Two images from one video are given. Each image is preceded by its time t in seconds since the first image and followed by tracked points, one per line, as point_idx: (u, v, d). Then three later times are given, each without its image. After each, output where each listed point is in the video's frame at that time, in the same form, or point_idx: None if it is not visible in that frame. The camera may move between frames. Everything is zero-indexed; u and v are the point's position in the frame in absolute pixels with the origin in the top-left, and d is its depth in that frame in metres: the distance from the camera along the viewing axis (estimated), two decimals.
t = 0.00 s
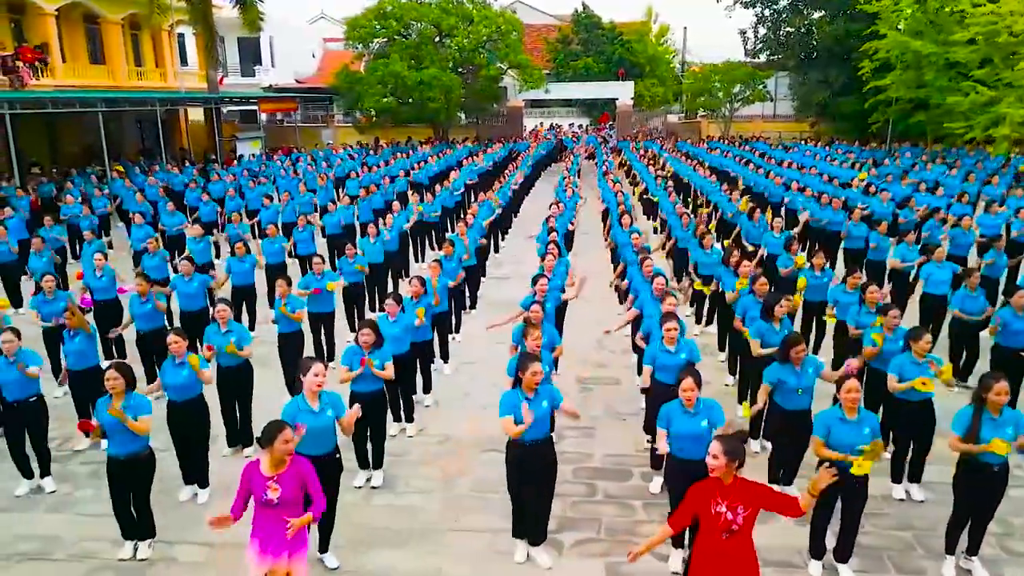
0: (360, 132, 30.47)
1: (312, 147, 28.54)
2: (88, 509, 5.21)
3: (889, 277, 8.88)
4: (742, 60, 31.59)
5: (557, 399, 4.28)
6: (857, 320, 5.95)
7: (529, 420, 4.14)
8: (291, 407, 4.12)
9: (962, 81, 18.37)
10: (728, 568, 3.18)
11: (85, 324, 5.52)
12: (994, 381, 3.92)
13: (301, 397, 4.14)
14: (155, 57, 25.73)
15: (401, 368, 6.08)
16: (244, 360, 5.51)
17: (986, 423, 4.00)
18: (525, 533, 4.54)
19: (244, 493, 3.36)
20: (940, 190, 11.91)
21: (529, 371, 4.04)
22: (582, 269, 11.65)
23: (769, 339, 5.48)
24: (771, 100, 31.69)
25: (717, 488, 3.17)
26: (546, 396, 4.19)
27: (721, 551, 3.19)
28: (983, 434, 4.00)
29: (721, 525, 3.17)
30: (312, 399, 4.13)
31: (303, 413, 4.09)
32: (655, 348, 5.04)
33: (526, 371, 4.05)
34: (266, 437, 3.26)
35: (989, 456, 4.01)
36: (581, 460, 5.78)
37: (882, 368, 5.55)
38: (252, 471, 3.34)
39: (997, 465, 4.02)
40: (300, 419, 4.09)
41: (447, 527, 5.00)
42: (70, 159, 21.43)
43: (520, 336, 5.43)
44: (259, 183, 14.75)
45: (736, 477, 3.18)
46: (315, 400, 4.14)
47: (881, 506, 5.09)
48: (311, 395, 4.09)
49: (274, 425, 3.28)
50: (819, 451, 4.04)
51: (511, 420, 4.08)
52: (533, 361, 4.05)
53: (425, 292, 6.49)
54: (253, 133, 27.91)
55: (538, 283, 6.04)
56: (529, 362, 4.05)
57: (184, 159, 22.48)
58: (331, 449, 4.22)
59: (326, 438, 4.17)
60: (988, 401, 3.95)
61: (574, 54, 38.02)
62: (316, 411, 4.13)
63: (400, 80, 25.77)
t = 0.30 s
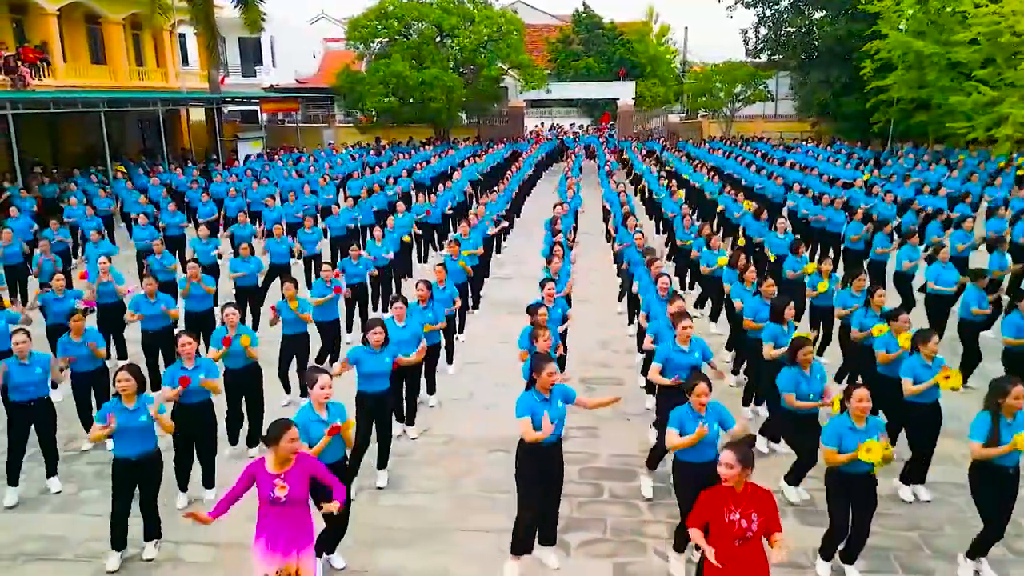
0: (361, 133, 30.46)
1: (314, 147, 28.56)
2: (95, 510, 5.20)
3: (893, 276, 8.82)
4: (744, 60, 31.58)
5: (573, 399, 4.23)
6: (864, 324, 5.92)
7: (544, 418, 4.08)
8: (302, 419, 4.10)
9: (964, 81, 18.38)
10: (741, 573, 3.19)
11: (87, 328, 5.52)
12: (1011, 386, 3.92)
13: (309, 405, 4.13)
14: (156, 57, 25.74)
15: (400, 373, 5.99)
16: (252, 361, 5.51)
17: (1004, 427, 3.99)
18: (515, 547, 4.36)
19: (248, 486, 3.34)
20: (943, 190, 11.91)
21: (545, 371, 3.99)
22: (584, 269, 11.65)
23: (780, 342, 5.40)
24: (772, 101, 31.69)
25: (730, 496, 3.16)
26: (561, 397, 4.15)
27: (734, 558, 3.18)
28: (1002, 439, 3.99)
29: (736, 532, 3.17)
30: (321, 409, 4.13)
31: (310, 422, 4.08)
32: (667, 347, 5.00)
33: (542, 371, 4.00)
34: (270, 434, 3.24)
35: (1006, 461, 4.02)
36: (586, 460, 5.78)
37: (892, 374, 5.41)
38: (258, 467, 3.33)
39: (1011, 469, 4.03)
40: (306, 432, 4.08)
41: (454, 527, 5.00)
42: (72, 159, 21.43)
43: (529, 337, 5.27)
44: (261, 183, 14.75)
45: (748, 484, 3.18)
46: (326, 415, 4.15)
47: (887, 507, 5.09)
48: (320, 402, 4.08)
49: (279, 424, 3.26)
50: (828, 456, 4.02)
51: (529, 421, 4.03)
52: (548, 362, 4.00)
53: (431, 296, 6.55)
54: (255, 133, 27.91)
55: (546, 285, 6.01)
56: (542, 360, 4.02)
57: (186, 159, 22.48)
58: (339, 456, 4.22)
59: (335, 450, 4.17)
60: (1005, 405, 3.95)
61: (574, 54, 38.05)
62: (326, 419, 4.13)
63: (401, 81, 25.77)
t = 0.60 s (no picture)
0: (363, 132, 30.48)
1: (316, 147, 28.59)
2: (98, 510, 5.19)
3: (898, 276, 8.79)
4: (745, 60, 31.56)
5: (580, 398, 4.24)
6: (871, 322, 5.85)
7: (555, 419, 4.03)
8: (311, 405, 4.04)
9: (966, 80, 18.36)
10: (751, 570, 3.19)
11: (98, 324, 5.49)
12: None
13: (316, 395, 4.08)
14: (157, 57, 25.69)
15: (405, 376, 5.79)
16: (252, 362, 5.48)
17: None
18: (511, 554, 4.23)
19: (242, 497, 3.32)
20: (946, 190, 11.89)
21: (557, 371, 3.94)
22: (587, 269, 11.66)
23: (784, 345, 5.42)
24: (774, 100, 31.68)
25: (737, 491, 3.17)
26: (571, 399, 4.13)
27: (745, 555, 3.18)
28: None
29: (751, 528, 3.17)
30: (329, 395, 4.11)
31: (319, 407, 4.04)
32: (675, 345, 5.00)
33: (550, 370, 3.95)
34: (262, 439, 3.23)
35: None
36: (591, 461, 5.77)
37: (899, 370, 5.38)
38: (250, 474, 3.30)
39: None
40: (313, 413, 4.03)
41: (459, 527, 4.99)
42: (73, 159, 21.43)
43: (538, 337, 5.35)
44: (263, 183, 14.75)
45: (755, 478, 3.18)
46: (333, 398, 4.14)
47: (893, 506, 5.08)
48: (327, 391, 4.06)
49: (272, 429, 3.25)
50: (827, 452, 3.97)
51: (541, 425, 3.92)
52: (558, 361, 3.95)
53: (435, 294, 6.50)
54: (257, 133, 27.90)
55: (551, 283, 5.96)
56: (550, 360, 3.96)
57: (187, 159, 22.47)
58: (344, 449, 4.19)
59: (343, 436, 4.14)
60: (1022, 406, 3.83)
61: (575, 54, 38.10)
62: (333, 407, 4.12)
63: (402, 80, 25.77)
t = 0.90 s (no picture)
0: (364, 132, 30.50)
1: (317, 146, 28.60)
2: (105, 509, 5.20)
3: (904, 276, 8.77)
4: (746, 60, 31.54)
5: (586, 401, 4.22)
6: (880, 324, 5.73)
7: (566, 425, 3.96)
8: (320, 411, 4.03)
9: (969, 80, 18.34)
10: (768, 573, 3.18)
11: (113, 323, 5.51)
12: None
13: (326, 402, 4.06)
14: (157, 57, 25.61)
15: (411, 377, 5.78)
16: (259, 364, 5.49)
17: None
18: (542, 545, 4.30)
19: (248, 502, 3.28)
20: (948, 189, 11.89)
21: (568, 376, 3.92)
22: (589, 268, 11.66)
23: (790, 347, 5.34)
24: (775, 100, 31.65)
25: (752, 498, 3.15)
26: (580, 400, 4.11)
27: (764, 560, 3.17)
28: None
29: (769, 535, 3.15)
30: (338, 401, 4.09)
31: (329, 413, 4.02)
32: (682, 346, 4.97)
33: (556, 377, 3.94)
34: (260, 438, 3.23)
35: None
36: (598, 460, 5.77)
37: (907, 372, 5.32)
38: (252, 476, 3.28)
39: None
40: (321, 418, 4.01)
41: (466, 527, 4.99)
42: (75, 159, 21.41)
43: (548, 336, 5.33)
44: (265, 183, 14.74)
45: (767, 484, 3.17)
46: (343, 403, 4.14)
47: (901, 506, 5.07)
48: (335, 398, 4.04)
49: (272, 427, 3.25)
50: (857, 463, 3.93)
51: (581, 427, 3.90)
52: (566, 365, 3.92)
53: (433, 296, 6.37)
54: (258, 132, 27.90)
55: (557, 284, 5.93)
56: (551, 368, 3.99)
57: (189, 159, 22.48)
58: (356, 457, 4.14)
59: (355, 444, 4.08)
60: None
61: (576, 54, 38.11)
62: (343, 411, 4.11)
63: (404, 80, 25.74)
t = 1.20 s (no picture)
0: (366, 132, 30.52)
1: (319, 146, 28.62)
2: (115, 509, 5.20)
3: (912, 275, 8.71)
4: (748, 60, 31.53)
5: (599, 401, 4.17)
6: (894, 324, 5.66)
7: (587, 423, 3.86)
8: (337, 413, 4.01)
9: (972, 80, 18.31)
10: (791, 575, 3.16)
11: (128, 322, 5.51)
12: None
13: (342, 402, 4.04)
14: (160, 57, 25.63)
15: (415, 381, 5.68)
16: (269, 364, 5.45)
17: None
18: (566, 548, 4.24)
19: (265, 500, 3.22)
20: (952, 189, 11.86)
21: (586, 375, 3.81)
22: (593, 269, 11.65)
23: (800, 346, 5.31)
24: (777, 100, 31.65)
25: (772, 503, 3.13)
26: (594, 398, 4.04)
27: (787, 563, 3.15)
28: None
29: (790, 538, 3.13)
30: (355, 399, 4.08)
31: (347, 413, 4.01)
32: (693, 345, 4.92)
33: (576, 376, 3.79)
34: (282, 437, 3.24)
35: None
36: (606, 460, 5.78)
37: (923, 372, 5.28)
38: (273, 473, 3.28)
39: None
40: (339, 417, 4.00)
41: (476, 526, 5.00)
42: (77, 158, 21.44)
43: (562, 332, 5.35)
44: (269, 183, 14.75)
45: (788, 488, 3.14)
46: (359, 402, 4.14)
47: (912, 507, 5.06)
48: (352, 397, 4.03)
49: (291, 427, 3.26)
50: (878, 465, 3.92)
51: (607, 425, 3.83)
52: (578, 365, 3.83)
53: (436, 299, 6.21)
54: (261, 132, 27.93)
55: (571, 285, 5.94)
56: (570, 365, 3.83)
57: (192, 159, 22.51)
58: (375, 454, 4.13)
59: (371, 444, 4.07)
60: None
61: (578, 54, 38.14)
62: (359, 411, 4.10)
63: (406, 80, 25.74)
